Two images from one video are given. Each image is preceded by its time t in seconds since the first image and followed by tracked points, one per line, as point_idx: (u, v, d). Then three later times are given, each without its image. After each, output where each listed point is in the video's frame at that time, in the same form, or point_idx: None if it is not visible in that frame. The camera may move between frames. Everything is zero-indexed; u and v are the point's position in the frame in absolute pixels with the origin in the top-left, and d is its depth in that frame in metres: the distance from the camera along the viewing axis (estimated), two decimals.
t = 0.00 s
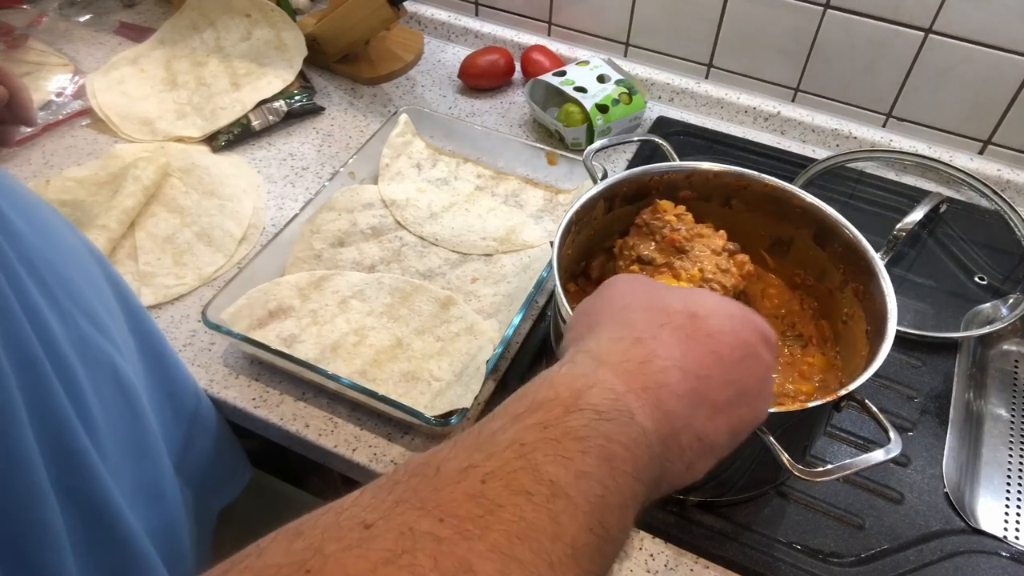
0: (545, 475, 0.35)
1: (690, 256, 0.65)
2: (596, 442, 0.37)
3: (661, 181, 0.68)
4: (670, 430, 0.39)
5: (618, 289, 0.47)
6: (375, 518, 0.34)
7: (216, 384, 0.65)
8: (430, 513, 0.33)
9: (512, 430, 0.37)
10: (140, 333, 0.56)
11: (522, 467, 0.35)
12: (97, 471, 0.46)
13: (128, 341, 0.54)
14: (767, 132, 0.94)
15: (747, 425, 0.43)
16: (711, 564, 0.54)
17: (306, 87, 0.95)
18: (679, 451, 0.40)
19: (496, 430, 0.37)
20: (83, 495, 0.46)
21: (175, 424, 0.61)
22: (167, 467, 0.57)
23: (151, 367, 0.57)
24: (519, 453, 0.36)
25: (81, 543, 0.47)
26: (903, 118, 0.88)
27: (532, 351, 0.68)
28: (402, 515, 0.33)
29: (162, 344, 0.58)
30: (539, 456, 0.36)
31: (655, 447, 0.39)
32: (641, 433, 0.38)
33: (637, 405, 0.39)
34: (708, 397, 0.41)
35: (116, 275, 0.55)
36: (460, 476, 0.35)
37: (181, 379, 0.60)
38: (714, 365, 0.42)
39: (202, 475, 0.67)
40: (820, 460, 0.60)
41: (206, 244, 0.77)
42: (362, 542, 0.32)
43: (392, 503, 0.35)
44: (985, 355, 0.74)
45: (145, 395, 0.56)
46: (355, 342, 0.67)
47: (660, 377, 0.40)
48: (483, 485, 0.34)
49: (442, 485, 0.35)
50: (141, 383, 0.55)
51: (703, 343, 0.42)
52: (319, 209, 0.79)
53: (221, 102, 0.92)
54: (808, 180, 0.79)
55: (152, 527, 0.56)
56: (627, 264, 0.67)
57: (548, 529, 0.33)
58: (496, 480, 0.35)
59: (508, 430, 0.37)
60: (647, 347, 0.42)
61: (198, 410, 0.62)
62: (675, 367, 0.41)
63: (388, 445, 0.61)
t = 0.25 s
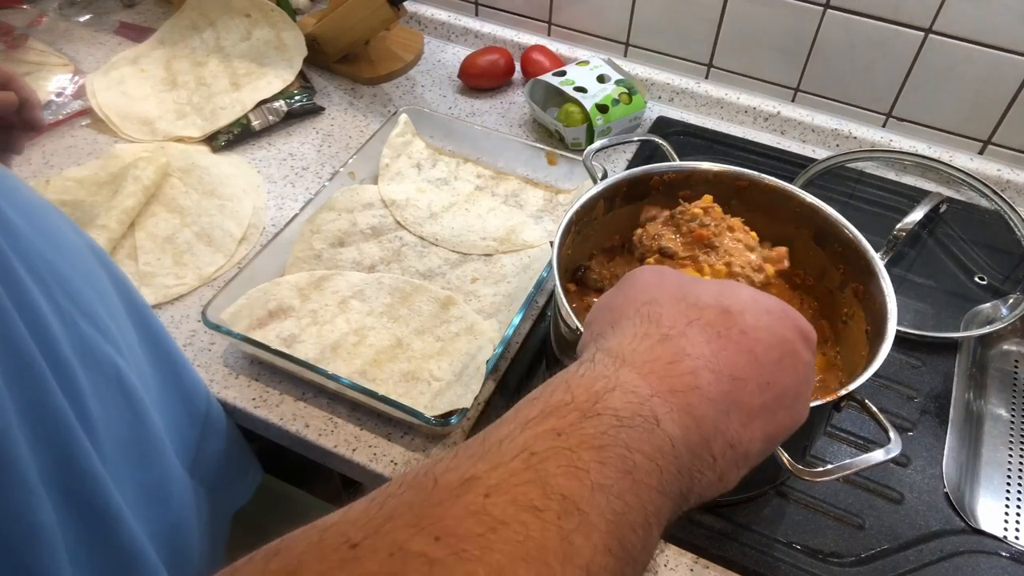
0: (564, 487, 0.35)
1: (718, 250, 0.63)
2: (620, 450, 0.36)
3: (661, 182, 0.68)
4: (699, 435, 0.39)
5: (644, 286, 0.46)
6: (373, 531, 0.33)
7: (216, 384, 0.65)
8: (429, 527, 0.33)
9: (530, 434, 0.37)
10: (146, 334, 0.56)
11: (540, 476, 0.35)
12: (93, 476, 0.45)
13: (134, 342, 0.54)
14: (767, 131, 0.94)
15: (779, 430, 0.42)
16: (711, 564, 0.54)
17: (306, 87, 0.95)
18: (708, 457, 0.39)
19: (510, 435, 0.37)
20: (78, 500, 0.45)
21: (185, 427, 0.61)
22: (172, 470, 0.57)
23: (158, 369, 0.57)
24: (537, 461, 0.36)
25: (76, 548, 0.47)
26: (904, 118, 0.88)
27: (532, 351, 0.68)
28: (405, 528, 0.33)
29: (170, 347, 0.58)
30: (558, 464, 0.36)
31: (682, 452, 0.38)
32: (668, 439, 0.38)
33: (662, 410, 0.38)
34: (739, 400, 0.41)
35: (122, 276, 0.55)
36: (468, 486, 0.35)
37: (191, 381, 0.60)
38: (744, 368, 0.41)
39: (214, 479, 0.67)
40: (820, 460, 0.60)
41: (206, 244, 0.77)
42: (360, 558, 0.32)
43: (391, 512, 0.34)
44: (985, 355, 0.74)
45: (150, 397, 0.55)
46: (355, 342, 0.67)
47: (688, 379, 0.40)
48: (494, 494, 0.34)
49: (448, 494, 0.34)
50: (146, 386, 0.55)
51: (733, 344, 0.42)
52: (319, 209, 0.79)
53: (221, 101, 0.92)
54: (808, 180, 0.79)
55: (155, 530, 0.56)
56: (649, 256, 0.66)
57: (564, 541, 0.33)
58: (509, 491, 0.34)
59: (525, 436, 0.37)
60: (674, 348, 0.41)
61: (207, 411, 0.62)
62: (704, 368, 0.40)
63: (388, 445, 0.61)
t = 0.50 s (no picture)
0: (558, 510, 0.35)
1: (711, 270, 0.63)
2: (615, 472, 0.36)
3: (661, 181, 0.68)
4: (695, 454, 0.39)
5: (640, 301, 0.46)
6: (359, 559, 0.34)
7: (216, 384, 0.65)
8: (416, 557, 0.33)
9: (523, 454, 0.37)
10: (145, 337, 0.56)
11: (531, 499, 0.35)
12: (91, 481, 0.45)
13: (133, 346, 0.54)
14: (766, 131, 0.94)
15: (776, 448, 0.42)
16: (711, 564, 0.54)
17: (306, 87, 0.95)
18: (704, 477, 0.39)
19: (501, 456, 0.37)
20: (78, 506, 0.45)
21: (186, 430, 0.61)
22: (175, 474, 0.57)
23: (158, 372, 0.57)
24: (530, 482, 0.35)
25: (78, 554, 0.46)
26: (903, 118, 0.88)
27: (532, 351, 0.68)
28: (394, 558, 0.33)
29: (170, 349, 0.58)
30: (550, 486, 0.35)
31: (678, 472, 0.38)
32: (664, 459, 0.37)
33: (658, 428, 0.38)
34: (737, 416, 0.40)
35: (120, 278, 0.55)
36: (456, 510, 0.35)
37: (191, 382, 0.60)
38: (742, 383, 0.41)
39: (218, 482, 0.67)
40: (820, 460, 0.60)
41: (206, 244, 0.77)
42: None
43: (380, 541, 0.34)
44: (985, 354, 0.74)
45: (150, 401, 0.55)
46: (355, 342, 0.67)
47: (685, 397, 0.39)
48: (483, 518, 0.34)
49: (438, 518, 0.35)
50: (146, 390, 0.55)
51: (731, 359, 0.42)
52: (319, 209, 0.79)
53: (221, 101, 0.92)
54: (808, 180, 0.79)
55: (157, 535, 0.56)
56: (641, 276, 0.66)
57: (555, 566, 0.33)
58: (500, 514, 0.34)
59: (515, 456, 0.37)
60: (670, 364, 0.41)
61: (207, 414, 0.62)
62: (701, 385, 0.40)
63: (388, 445, 0.61)
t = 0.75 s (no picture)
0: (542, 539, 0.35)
1: (703, 273, 0.65)
2: (603, 499, 0.36)
3: (661, 181, 0.68)
4: (685, 477, 0.38)
5: (632, 314, 0.45)
6: None
7: (216, 384, 0.65)
8: None
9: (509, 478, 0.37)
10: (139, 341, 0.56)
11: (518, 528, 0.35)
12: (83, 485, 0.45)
13: (128, 350, 0.54)
14: (766, 131, 0.94)
15: (765, 466, 0.42)
16: (711, 564, 0.54)
17: (306, 88, 0.95)
18: (693, 499, 0.39)
19: (488, 479, 0.37)
20: (72, 510, 0.45)
21: (182, 436, 0.60)
22: (171, 478, 0.56)
23: (154, 376, 0.57)
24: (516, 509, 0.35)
25: (73, 558, 0.46)
26: (903, 118, 0.88)
27: (532, 351, 0.68)
28: None
29: (165, 353, 0.58)
30: (535, 514, 0.35)
31: (667, 495, 0.38)
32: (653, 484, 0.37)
33: (648, 452, 0.38)
34: (728, 438, 0.40)
35: (114, 282, 0.55)
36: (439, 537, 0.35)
37: (184, 384, 0.60)
38: (733, 404, 0.41)
39: (215, 486, 0.67)
40: (820, 460, 0.60)
41: (206, 244, 0.77)
42: None
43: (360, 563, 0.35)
44: (985, 354, 0.74)
45: (145, 405, 0.55)
46: (355, 342, 0.67)
47: (676, 418, 0.39)
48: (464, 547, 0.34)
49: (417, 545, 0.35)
50: (141, 394, 0.55)
51: (724, 379, 0.41)
52: (319, 209, 0.79)
53: (221, 102, 0.92)
54: (808, 180, 0.79)
55: (154, 541, 0.56)
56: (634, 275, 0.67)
57: None
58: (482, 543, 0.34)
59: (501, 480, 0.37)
60: (661, 383, 0.40)
61: (203, 417, 0.62)
62: (693, 406, 0.40)
63: (388, 446, 0.61)
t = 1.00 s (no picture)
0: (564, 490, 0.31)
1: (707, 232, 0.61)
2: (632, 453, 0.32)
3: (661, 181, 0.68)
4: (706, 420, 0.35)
5: (634, 259, 0.41)
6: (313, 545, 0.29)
7: (216, 384, 0.65)
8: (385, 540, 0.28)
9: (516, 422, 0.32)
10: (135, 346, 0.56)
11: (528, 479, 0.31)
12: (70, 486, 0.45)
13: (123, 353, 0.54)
14: (766, 131, 0.94)
15: (780, 412, 0.39)
16: (711, 564, 0.54)
17: (306, 88, 0.95)
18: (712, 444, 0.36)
19: (490, 419, 0.32)
20: (59, 519, 0.45)
21: (180, 439, 0.61)
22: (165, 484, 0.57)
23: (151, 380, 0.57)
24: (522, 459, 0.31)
25: (49, 558, 0.46)
26: (903, 118, 0.88)
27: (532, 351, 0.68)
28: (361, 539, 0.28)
29: (161, 357, 0.58)
30: (548, 459, 0.31)
31: (688, 443, 0.35)
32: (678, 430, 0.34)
33: (667, 399, 0.34)
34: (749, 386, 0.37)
35: (110, 288, 0.54)
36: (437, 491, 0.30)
37: (180, 386, 0.59)
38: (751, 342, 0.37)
39: (212, 487, 0.67)
40: (820, 460, 0.60)
41: (206, 244, 0.77)
42: None
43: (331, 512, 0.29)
44: (985, 354, 0.74)
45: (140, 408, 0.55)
46: (355, 342, 0.67)
47: (692, 366, 0.35)
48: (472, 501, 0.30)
49: (410, 493, 0.30)
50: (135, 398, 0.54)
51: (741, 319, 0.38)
52: (319, 209, 0.79)
53: (221, 101, 0.92)
54: (808, 180, 0.79)
55: (147, 544, 0.56)
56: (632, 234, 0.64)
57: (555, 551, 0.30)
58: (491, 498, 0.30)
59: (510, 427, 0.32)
60: (672, 325, 0.37)
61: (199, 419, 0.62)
62: (706, 348, 0.36)
63: (388, 446, 0.61)
